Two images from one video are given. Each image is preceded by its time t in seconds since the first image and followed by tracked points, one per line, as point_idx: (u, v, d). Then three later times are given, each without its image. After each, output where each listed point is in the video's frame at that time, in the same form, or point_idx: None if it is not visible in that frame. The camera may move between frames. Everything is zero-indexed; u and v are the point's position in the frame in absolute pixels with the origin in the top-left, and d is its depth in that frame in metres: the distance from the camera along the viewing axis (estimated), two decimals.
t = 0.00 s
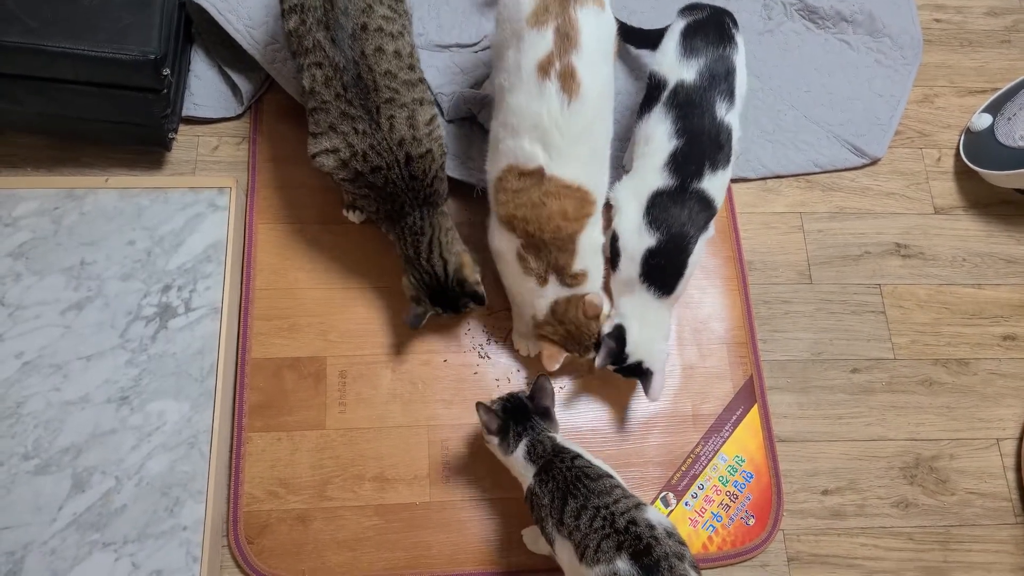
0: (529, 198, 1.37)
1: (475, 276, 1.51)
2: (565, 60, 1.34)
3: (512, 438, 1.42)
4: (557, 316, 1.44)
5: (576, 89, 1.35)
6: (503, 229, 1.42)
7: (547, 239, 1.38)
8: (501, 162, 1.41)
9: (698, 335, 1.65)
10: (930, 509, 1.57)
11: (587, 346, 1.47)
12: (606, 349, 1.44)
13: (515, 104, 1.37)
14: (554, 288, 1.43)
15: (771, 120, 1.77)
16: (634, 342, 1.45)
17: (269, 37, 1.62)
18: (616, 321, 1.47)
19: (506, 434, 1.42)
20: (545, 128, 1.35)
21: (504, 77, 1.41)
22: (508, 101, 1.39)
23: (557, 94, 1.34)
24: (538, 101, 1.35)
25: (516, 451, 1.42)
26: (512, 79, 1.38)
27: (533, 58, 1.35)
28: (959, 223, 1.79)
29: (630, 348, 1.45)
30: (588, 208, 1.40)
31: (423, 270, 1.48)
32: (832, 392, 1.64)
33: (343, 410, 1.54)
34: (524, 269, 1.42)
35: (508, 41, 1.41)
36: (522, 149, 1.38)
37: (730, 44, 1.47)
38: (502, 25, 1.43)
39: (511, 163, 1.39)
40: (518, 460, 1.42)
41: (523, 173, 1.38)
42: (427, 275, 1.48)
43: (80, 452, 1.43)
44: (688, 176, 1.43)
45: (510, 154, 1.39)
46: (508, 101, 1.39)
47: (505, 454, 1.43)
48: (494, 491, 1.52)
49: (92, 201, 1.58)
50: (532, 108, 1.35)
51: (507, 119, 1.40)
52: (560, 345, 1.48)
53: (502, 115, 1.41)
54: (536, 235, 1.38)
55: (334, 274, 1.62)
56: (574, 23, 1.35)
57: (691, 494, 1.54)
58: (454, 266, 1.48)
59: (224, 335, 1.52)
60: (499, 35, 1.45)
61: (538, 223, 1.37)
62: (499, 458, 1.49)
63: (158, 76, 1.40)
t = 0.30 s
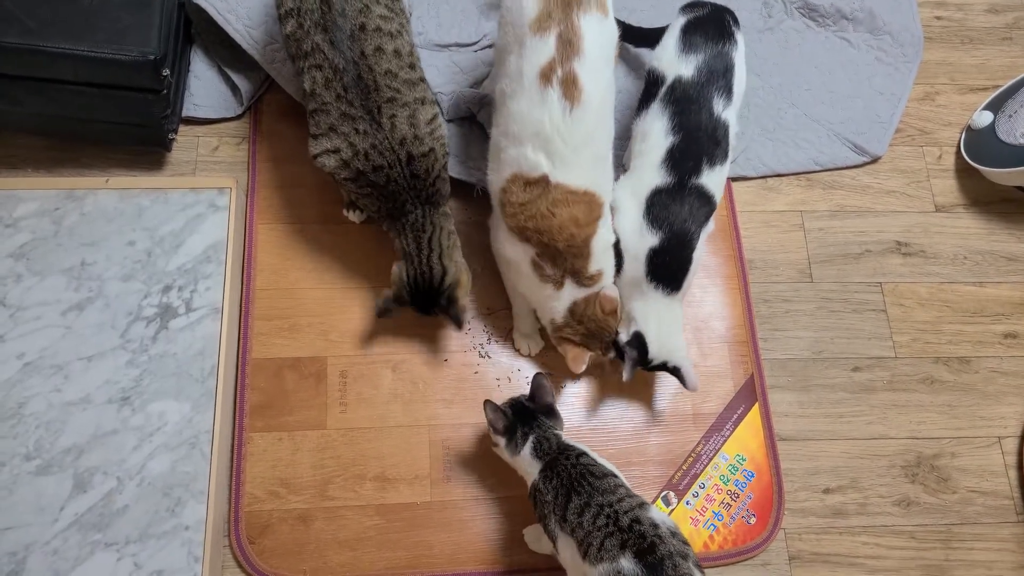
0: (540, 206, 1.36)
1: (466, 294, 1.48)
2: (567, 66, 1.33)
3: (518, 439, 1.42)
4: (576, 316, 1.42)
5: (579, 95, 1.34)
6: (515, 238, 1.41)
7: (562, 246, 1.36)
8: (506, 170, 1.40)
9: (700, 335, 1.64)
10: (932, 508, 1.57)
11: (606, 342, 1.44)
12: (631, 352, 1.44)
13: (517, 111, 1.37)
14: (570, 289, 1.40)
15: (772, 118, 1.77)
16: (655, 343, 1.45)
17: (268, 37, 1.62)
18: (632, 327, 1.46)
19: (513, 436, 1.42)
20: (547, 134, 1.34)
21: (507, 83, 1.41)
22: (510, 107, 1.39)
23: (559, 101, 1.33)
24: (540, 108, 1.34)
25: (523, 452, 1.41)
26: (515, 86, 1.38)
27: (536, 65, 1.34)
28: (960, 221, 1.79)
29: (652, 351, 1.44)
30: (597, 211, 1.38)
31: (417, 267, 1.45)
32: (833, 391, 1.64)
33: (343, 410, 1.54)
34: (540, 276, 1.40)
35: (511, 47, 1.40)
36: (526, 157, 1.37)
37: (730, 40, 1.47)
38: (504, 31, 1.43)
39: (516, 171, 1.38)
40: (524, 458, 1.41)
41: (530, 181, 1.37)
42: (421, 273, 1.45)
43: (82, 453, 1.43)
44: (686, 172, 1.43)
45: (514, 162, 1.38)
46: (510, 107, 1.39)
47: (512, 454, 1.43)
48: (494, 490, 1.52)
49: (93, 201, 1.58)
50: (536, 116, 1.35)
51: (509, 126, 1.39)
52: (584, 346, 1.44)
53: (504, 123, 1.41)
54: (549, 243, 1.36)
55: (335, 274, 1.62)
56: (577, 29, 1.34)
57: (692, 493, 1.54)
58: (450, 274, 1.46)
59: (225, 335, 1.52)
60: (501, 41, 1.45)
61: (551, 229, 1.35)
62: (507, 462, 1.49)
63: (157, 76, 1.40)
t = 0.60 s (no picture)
0: (554, 228, 1.35)
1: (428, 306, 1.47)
2: (575, 92, 1.33)
3: (514, 442, 1.41)
4: (586, 341, 1.41)
5: (588, 120, 1.34)
6: (528, 260, 1.39)
7: (580, 267, 1.35)
8: (517, 194, 1.39)
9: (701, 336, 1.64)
10: (934, 509, 1.57)
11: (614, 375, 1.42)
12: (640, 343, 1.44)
13: (527, 137, 1.36)
14: (582, 309, 1.40)
15: (772, 119, 1.77)
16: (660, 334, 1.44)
17: (269, 40, 1.63)
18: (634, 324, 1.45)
19: (508, 441, 1.41)
20: (557, 160, 1.34)
21: (515, 110, 1.41)
22: (519, 133, 1.38)
23: (568, 126, 1.33)
24: (550, 134, 1.34)
25: (523, 453, 1.40)
26: (523, 113, 1.38)
27: (544, 92, 1.35)
28: (962, 222, 1.78)
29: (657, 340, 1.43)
30: (612, 232, 1.38)
31: (384, 274, 1.44)
32: (835, 392, 1.64)
33: (345, 412, 1.54)
34: (552, 294, 1.39)
35: (518, 75, 1.41)
36: (537, 184, 1.36)
37: (733, 39, 1.47)
38: (510, 57, 1.43)
39: (527, 196, 1.37)
40: (526, 459, 1.41)
41: (543, 205, 1.36)
42: (387, 280, 1.43)
43: (85, 455, 1.43)
44: (682, 168, 1.43)
45: (526, 186, 1.37)
46: (519, 134, 1.39)
47: (512, 458, 1.42)
48: (496, 492, 1.52)
49: (95, 204, 1.58)
50: (546, 143, 1.34)
51: (519, 151, 1.38)
52: (584, 376, 1.41)
53: (514, 149, 1.40)
54: (565, 264, 1.35)
55: (336, 276, 1.63)
56: (584, 56, 1.35)
57: (694, 495, 1.54)
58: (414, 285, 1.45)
59: (227, 338, 1.52)
60: (509, 68, 1.45)
61: (570, 250, 1.34)
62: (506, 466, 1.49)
63: (159, 79, 1.41)
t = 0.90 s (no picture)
0: (563, 245, 1.34)
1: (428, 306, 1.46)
2: (588, 109, 1.34)
3: (516, 446, 1.41)
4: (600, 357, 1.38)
5: (600, 137, 1.35)
6: (535, 274, 1.39)
7: (588, 282, 1.34)
8: (525, 209, 1.39)
9: (702, 338, 1.64)
10: (936, 510, 1.57)
11: (625, 394, 1.39)
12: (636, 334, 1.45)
13: (538, 152, 1.37)
14: (592, 325, 1.38)
15: (773, 121, 1.77)
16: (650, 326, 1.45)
17: (271, 45, 1.63)
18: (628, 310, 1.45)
19: (510, 443, 1.41)
20: (568, 175, 1.34)
21: (527, 127, 1.41)
22: (531, 148, 1.39)
23: (580, 142, 1.34)
24: (561, 150, 1.35)
25: (523, 457, 1.40)
26: (534, 129, 1.39)
27: (556, 109, 1.36)
28: (963, 223, 1.78)
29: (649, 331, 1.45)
30: (622, 248, 1.37)
31: (381, 274, 1.43)
32: (836, 394, 1.64)
33: (347, 415, 1.54)
34: (563, 311, 1.39)
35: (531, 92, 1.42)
36: (546, 199, 1.36)
37: (733, 39, 1.47)
38: (523, 74, 1.44)
39: (536, 211, 1.37)
40: (525, 463, 1.41)
41: (550, 221, 1.35)
42: (384, 281, 1.42)
43: (88, 459, 1.44)
44: (680, 169, 1.42)
45: (534, 201, 1.37)
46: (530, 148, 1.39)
47: (513, 462, 1.42)
48: (497, 495, 1.53)
49: (97, 209, 1.59)
50: (556, 158, 1.35)
51: (530, 166, 1.39)
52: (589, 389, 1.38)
53: (524, 164, 1.40)
54: (575, 281, 1.35)
55: (337, 280, 1.63)
56: (598, 74, 1.36)
57: (695, 497, 1.54)
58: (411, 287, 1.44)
59: (229, 342, 1.52)
60: (522, 86, 1.46)
61: (580, 267, 1.34)
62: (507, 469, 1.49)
63: (160, 85, 1.41)
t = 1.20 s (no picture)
0: (574, 266, 1.34)
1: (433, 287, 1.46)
2: (604, 132, 1.33)
3: (516, 440, 1.41)
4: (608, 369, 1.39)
5: (615, 159, 1.33)
6: (545, 291, 1.39)
7: (599, 301, 1.35)
8: (532, 229, 1.38)
9: (702, 334, 1.64)
10: (937, 503, 1.57)
11: (622, 413, 1.41)
12: (643, 340, 1.45)
13: (551, 176, 1.35)
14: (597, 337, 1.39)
15: (772, 115, 1.76)
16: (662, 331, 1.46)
17: (267, 42, 1.62)
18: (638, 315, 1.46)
19: (511, 439, 1.41)
20: (583, 198, 1.32)
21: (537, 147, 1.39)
22: (544, 171, 1.36)
23: (596, 164, 1.33)
24: (576, 171, 1.33)
25: (523, 451, 1.41)
26: (547, 150, 1.36)
27: (571, 131, 1.34)
28: (963, 215, 1.78)
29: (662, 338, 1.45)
30: (634, 269, 1.37)
31: (382, 266, 1.41)
32: (837, 388, 1.64)
33: (347, 413, 1.54)
34: (571, 324, 1.39)
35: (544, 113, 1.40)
36: (559, 223, 1.35)
37: (724, 34, 1.45)
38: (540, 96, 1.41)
39: (546, 232, 1.36)
40: (526, 459, 1.41)
41: (562, 242, 1.35)
42: (386, 270, 1.41)
43: (88, 460, 1.44)
44: (687, 174, 1.39)
45: (545, 224, 1.36)
46: (543, 172, 1.36)
47: (513, 458, 1.42)
48: (498, 492, 1.53)
49: (94, 209, 1.58)
50: (570, 182, 1.33)
51: (542, 188, 1.36)
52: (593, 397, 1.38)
53: (534, 185, 1.37)
54: (584, 299, 1.35)
55: (336, 278, 1.63)
56: (613, 99, 1.35)
57: (696, 492, 1.54)
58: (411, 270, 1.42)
59: (228, 341, 1.52)
60: (532, 104, 1.44)
61: (591, 287, 1.34)
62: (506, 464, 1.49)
63: (156, 83, 1.40)
